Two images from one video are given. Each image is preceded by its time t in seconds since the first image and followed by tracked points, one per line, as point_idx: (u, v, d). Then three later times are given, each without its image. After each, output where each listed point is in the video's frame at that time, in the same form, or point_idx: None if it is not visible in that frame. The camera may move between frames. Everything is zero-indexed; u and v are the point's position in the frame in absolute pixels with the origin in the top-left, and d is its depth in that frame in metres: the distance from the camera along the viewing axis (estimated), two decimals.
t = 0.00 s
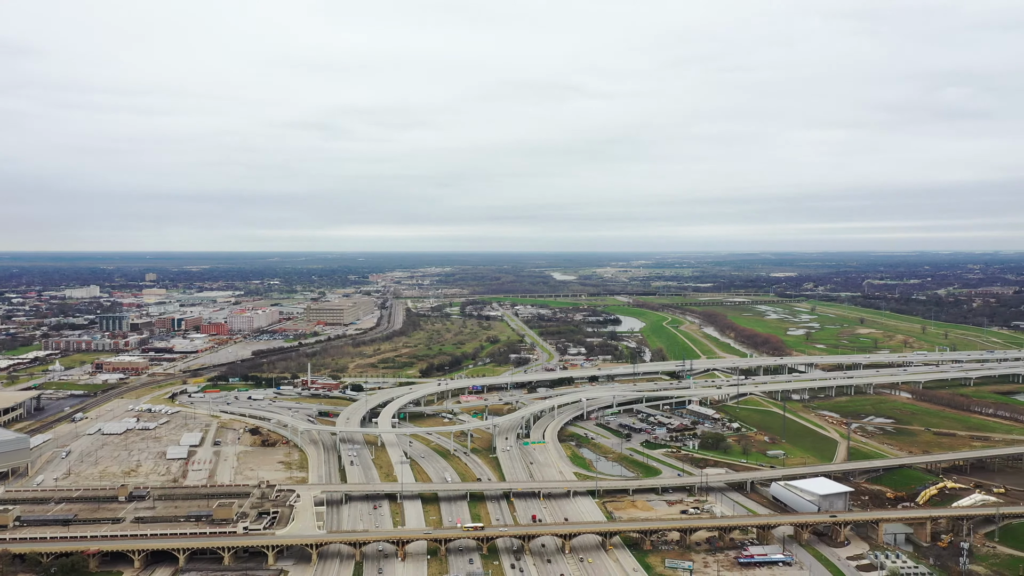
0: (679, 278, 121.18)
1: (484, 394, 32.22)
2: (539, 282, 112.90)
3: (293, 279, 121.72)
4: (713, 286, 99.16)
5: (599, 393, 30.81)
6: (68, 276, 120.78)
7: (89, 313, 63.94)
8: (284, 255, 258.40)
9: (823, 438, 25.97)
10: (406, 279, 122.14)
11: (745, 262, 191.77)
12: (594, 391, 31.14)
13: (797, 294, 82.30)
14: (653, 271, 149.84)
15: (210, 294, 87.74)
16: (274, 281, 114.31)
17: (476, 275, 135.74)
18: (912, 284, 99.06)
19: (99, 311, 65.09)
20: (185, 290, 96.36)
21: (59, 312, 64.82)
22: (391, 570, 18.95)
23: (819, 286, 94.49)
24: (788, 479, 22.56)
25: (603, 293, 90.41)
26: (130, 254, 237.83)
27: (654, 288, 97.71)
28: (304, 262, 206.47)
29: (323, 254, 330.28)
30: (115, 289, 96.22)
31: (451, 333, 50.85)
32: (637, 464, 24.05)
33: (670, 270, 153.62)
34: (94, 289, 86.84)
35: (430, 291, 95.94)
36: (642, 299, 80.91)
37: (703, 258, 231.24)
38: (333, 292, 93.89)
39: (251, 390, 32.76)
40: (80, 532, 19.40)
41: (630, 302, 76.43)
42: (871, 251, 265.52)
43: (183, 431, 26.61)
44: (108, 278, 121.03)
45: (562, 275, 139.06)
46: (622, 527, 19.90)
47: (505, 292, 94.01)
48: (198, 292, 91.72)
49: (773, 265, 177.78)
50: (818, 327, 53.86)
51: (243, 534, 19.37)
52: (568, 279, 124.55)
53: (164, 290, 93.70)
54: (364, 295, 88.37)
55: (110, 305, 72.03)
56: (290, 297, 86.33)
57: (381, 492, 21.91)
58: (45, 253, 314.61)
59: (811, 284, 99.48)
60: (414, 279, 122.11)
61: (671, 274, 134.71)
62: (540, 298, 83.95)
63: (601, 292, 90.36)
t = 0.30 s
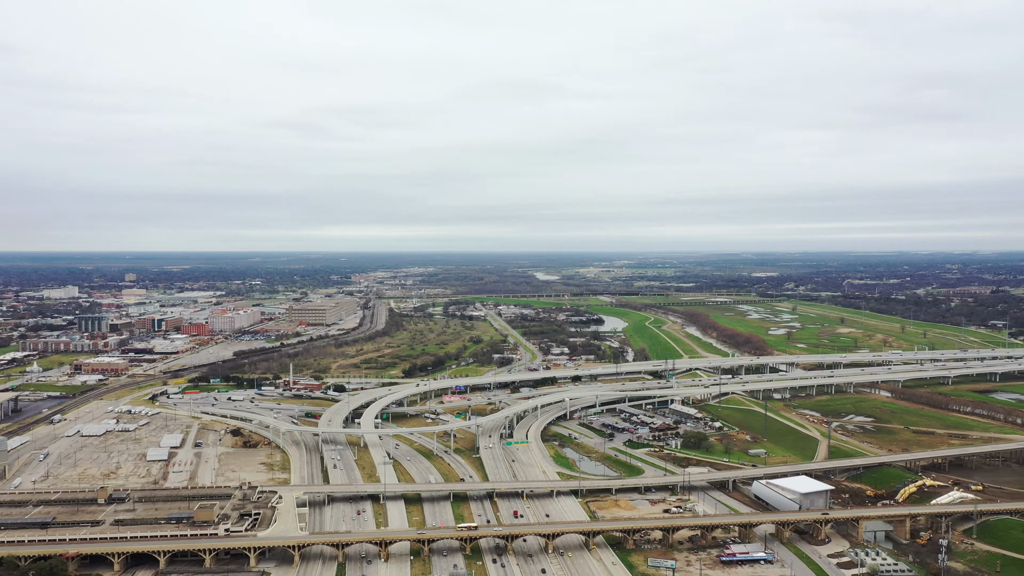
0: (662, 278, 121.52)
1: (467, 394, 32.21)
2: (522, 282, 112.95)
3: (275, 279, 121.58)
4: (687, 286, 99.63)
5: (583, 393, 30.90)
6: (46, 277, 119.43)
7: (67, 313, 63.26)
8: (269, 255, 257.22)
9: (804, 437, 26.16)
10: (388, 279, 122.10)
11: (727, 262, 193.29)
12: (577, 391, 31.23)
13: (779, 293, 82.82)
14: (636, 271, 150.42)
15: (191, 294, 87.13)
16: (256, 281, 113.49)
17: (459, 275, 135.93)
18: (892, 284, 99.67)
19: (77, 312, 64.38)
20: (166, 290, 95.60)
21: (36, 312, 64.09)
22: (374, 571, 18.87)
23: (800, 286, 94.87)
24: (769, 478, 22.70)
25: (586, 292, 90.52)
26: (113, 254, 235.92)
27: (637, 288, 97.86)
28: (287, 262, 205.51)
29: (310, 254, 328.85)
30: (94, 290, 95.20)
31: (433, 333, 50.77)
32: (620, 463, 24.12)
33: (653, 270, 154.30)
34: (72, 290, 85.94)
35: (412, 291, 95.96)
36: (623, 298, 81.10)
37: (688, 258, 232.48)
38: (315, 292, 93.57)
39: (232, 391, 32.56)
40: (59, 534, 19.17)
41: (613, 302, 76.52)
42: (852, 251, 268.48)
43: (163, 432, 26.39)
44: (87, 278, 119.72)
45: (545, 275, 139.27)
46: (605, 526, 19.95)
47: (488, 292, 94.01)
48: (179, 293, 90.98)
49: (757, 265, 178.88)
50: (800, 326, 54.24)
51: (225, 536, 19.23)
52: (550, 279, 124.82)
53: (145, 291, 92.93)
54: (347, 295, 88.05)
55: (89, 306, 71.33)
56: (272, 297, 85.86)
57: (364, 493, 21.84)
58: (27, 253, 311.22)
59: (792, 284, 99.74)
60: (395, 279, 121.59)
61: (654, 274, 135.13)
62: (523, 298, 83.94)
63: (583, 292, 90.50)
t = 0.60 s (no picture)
0: (645, 278, 122.03)
1: (450, 394, 32.19)
2: (505, 282, 113.18)
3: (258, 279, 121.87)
4: (670, 286, 100.04)
5: (565, 393, 30.97)
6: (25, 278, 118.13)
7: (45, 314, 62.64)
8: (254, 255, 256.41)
9: (785, 436, 26.34)
10: (371, 279, 122.34)
11: (709, 262, 195.08)
12: (560, 391, 31.29)
13: (759, 293, 83.43)
14: (619, 271, 151.34)
15: (171, 295, 86.55)
16: (238, 282, 112.88)
17: (441, 275, 136.56)
18: (871, 284, 100.52)
19: (56, 313, 63.75)
20: (147, 291, 94.83)
21: (13, 314, 63.34)
22: (357, 572, 18.77)
23: (781, 286, 95.63)
24: (751, 477, 22.83)
25: (568, 293, 90.77)
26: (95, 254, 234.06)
27: (620, 288, 98.40)
28: (270, 262, 205.25)
29: (295, 254, 328.10)
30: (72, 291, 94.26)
31: (416, 333, 50.72)
32: (603, 463, 24.19)
33: (637, 270, 155.20)
34: (50, 291, 85.04)
35: (395, 291, 96.04)
36: (606, 298, 81.34)
37: (672, 258, 233.83)
38: (297, 292, 94.20)
39: (213, 392, 32.36)
40: (37, 537, 18.93)
41: (595, 302, 76.77)
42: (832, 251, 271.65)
43: (143, 434, 26.18)
44: (65, 279, 118.38)
45: (528, 275, 139.97)
46: (588, 525, 19.99)
47: (470, 293, 94.16)
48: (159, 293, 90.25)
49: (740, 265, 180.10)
50: (781, 326, 54.65)
51: (206, 538, 19.06)
52: (534, 279, 125.21)
53: (125, 292, 92.19)
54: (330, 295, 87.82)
55: (67, 306, 70.64)
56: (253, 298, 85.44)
57: (347, 494, 21.76)
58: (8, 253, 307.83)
59: (773, 284, 100.57)
60: (380, 279, 122.94)
61: (637, 274, 135.81)
62: (505, 298, 84.10)
63: (566, 293, 90.73)
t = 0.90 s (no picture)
0: (627, 278, 122.49)
1: (433, 395, 32.18)
2: (488, 282, 113.37)
3: (239, 279, 122.11)
4: (653, 286, 100.43)
5: (549, 393, 31.02)
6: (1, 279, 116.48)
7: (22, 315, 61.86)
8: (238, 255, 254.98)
9: (766, 435, 26.53)
10: (354, 279, 122.68)
11: (691, 262, 196.40)
12: (543, 391, 31.33)
13: (741, 293, 84.02)
14: (602, 271, 152.33)
15: (151, 296, 85.80)
16: (218, 282, 112.00)
17: (425, 275, 137.00)
18: (851, 284, 101.15)
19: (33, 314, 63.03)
20: (127, 291, 93.91)
21: None
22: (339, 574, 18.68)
23: (762, 286, 96.14)
24: (733, 476, 22.99)
25: (551, 293, 90.96)
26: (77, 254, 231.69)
27: (603, 288, 98.76)
28: (254, 261, 204.16)
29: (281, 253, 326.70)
30: (49, 291, 93.17)
31: (399, 333, 50.60)
32: (586, 463, 24.25)
33: (620, 270, 156.11)
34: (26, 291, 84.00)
35: (377, 291, 95.95)
36: (589, 299, 81.56)
37: (657, 258, 234.93)
38: (278, 292, 94.50)
39: (194, 393, 32.14)
40: (14, 541, 18.68)
41: (578, 302, 76.97)
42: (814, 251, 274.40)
43: (122, 436, 25.96)
44: (43, 279, 116.90)
45: (511, 275, 140.11)
46: (571, 525, 20.02)
47: (453, 293, 94.15)
48: (138, 294, 89.44)
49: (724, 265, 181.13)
50: (762, 326, 55.02)
51: (187, 540, 18.90)
52: (518, 279, 125.34)
53: (104, 292, 91.33)
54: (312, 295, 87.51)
55: (45, 307, 69.82)
56: (234, 298, 84.91)
57: (329, 496, 21.67)
58: None
59: (755, 283, 101.07)
60: (362, 279, 123.01)
61: (620, 274, 136.30)
62: (488, 298, 84.12)
63: (549, 293, 90.90)
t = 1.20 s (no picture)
0: (610, 278, 122.86)
1: (416, 395, 32.14)
2: (470, 282, 113.46)
3: (219, 279, 122.30)
4: (636, 286, 100.78)
5: (532, 393, 31.07)
6: None
7: None
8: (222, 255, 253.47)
9: (747, 434, 26.71)
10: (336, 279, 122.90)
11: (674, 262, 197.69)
12: (526, 391, 31.37)
13: (722, 293, 84.52)
14: (584, 271, 153.21)
15: (130, 296, 85.05)
16: (199, 283, 111.17)
17: (409, 275, 136.90)
18: (831, 284, 101.79)
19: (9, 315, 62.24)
20: (106, 292, 92.99)
21: None
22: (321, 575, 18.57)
23: (743, 286, 96.63)
24: (715, 474, 23.14)
25: (534, 293, 91.07)
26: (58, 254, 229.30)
27: (585, 288, 99.09)
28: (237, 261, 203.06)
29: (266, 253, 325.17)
30: (25, 292, 92.01)
31: (382, 334, 50.44)
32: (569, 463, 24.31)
33: (602, 270, 157.07)
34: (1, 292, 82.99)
35: (360, 291, 95.65)
36: (572, 299, 81.72)
37: (633, 259, 236.76)
38: (260, 292, 94.85)
39: (174, 395, 31.89)
40: None
41: (561, 302, 77.13)
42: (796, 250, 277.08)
43: (101, 438, 25.71)
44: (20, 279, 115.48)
45: (495, 275, 140.23)
46: (554, 524, 20.04)
47: (436, 293, 94.16)
48: (116, 294, 88.62)
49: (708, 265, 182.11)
50: (743, 325, 55.37)
51: (167, 543, 18.72)
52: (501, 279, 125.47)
53: (81, 292, 90.24)
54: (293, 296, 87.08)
55: (21, 308, 68.95)
56: (214, 299, 84.41)
57: (311, 497, 21.58)
58: None
59: (736, 283, 101.61)
60: (343, 279, 123.26)
61: (603, 274, 136.75)
62: (471, 298, 84.15)
63: (531, 293, 91.02)
